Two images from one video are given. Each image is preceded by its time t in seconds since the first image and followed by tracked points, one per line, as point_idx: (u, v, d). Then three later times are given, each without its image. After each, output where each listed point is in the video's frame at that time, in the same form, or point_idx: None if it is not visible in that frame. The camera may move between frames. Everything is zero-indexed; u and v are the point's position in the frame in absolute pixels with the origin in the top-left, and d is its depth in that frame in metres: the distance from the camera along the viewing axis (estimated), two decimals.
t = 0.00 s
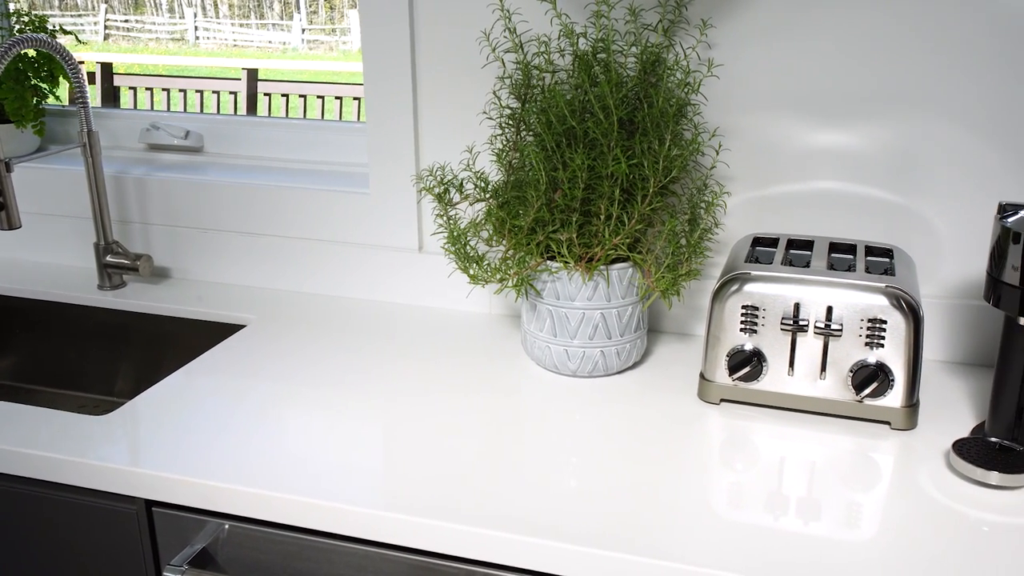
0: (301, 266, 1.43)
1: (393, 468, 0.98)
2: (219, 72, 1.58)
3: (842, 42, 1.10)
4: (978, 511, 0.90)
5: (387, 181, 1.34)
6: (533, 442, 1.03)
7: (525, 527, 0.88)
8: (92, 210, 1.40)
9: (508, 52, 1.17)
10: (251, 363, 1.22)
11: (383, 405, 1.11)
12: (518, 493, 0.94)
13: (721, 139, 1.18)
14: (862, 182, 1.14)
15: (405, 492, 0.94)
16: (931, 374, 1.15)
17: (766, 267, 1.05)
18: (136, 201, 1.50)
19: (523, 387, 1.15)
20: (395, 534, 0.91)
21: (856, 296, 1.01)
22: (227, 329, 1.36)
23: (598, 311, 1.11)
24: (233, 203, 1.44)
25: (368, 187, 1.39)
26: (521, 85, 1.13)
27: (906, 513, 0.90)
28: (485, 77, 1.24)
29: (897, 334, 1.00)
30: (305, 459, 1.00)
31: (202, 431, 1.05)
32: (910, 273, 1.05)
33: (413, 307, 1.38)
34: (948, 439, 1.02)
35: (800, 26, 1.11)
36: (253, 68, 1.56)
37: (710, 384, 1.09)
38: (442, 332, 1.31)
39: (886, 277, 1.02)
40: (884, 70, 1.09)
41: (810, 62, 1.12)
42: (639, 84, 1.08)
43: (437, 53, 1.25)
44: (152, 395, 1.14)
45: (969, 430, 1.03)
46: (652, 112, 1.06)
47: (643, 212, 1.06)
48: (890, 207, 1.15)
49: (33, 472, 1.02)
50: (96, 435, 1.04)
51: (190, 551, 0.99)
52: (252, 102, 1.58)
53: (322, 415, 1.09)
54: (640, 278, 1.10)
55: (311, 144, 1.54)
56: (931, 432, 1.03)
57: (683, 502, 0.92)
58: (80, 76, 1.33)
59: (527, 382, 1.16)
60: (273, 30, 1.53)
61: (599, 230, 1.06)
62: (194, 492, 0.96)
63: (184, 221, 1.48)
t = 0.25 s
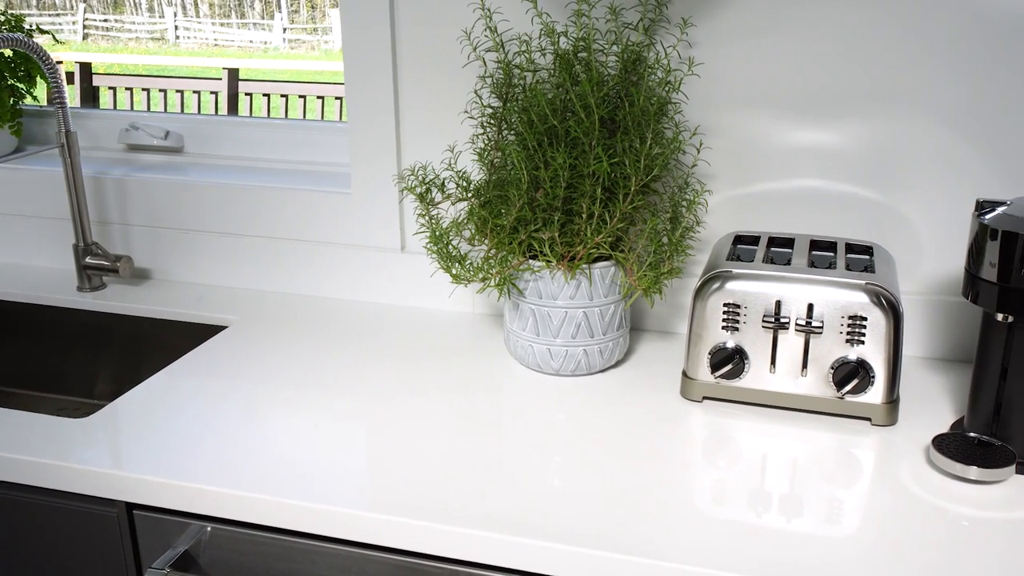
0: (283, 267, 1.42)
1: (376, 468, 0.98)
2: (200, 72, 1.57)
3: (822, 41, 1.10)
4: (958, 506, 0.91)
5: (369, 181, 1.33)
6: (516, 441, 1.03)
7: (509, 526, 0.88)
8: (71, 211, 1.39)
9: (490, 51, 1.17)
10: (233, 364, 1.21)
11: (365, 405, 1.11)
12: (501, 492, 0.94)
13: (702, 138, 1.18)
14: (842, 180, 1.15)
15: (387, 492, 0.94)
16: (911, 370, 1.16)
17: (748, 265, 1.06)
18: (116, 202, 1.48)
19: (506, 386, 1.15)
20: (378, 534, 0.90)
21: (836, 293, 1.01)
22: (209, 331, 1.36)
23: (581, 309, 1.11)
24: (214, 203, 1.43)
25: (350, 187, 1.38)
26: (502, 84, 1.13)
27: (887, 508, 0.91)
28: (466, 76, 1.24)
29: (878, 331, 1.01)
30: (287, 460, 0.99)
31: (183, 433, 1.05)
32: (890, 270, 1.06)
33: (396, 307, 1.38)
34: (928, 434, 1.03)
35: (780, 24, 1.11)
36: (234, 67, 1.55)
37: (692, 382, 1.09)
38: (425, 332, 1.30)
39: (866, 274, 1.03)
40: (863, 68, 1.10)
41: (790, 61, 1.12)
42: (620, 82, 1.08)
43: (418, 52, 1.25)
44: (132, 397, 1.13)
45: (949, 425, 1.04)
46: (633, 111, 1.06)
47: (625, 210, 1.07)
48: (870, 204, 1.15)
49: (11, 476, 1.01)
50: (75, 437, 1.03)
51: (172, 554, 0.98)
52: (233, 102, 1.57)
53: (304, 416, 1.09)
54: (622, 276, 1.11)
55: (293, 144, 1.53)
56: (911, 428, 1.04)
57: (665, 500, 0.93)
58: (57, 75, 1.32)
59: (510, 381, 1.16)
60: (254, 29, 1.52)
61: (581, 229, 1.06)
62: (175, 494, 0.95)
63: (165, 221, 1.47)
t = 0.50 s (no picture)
0: (265, 267, 1.42)
1: (358, 469, 0.98)
2: (180, 72, 1.56)
3: (802, 40, 1.11)
4: (937, 501, 0.91)
5: (350, 181, 1.33)
6: (499, 441, 1.03)
7: (492, 526, 0.88)
8: (49, 213, 1.38)
9: (470, 50, 1.16)
10: (214, 366, 1.20)
11: (348, 406, 1.11)
12: (484, 492, 0.94)
13: (683, 137, 1.18)
14: (822, 178, 1.16)
15: (370, 492, 0.93)
16: (891, 366, 1.17)
17: (729, 263, 1.06)
18: (95, 203, 1.47)
19: (488, 386, 1.15)
20: (361, 535, 0.90)
21: (817, 290, 1.02)
22: (190, 332, 1.35)
23: (563, 308, 1.11)
24: (195, 204, 1.42)
25: (331, 187, 1.38)
26: (483, 84, 1.13)
27: (867, 504, 0.91)
28: (447, 75, 1.24)
29: (858, 328, 1.01)
30: (269, 462, 0.99)
31: (164, 435, 1.04)
32: (870, 267, 1.06)
33: (378, 307, 1.38)
34: (908, 430, 1.04)
35: (760, 23, 1.11)
36: (215, 67, 1.54)
37: (675, 380, 1.10)
38: (407, 332, 1.30)
39: (846, 272, 1.03)
40: (842, 67, 1.11)
41: (770, 60, 1.13)
42: (601, 81, 1.08)
43: (399, 52, 1.25)
44: (112, 399, 1.12)
45: (928, 421, 1.05)
46: (614, 110, 1.06)
47: (607, 209, 1.07)
48: (850, 202, 1.16)
49: None
50: (54, 441, 1.02)
51: (153, 557, 0.97)
52: (214, 102, 1.56)
53: (286, 418, 1.08)
54: (604, 275, 1.11)
55: (274, 144, 1.52)
56: (891, 424, 1.05)
57: (648, 498, 0.93)
58: (34, 76, 1.31)
59: (493, 381, 1.16)
60: (234, 29, 1.51)
61: (563, 228, 1.06)
62: (156, 497, 0.95)
63: (145, 222, 1.46)
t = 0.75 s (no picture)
0: (246, 269, 1.41)
1: (341, 470, 0.97)
2: (160, 72, 1.55)
3: (782, 39, 1.11)
4: (918, 497, 0.92)
5: (332, 181, 1.32)
6: (482, 441, 1.03)
7: (475, 526, 0.88)
8: (27, 215, 1.37)
9: (451, 50, 1.16)
10: (196, 368, 1.19)
11: (330, 407, 1.10)
12: (468, 492, 0.94)
13: (664, 136, 1.18)
14: (803, 176, 1.16)
15: (353, 493, 0.93)
16: (871, 363, 1.18)
17: (710, 261, 1.07)
18: (74, 205, 1.46)
19: (471, 386, 1.15)
20: (344, 537, 0.90)
21: (798, 288, 1.02)
22: (171, 334, 1.34)
23: (546, 308, 1.11)
24: (175, 205, 1.42)
25: (313, 188, 1.37)
26: (464, 83, 1.13)
27: (849, 500, 0.92)
28: (429, 75, 1.23)
29: (838, 325, 1.02)
30: (251, 464, 0.98)
31: (144, 438, 1.03)
32: (850, 265, 1.07)
33: (360, 308, 1.37)
34: (888, 427, 1.04)
35: (740, 22, 1.12)
36: (195, 67, 1.53)
37: (657, 378, 1.10)
38: (389, 332, 1.30)
39: (827, 269, 1.04)
40: (822, 66, 1.11)
41: (750, 59, 1.13)
42: (582, 81, 1.08)
43: (380, 51, 1.24)
44: (92, 403, 1.11)
45: (908, 417, 1.05)
46: (595, 109, 1.06)
47: (588, 209, 1.07)
48: (830, 200, 1.17)
49: None
50: (32, 445, 1.01)
51: (134, 560, 0.96)
52: (194, 102, 1.55)
53: (268, 419, 1.08)
54: (586, 274, 1.11)
55: (255, 144, 1.51)
56: (872, 421, 1.05)
57: (631, 496, 0.93)
58: (11, 76, 1.30)
59: (476, 381, 1.16)
60: (215, 29, 1.50)
61: (544, 227, 1.06)
62: (137, 500, 0.94)
63: (125, 224, 1.45)
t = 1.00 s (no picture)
0: (226, 270, 1.40)
1: (323, 472, 0.97)
2: (139, 72, 1.54)
3: (761, 38, 1.12)
4: (897, 492, 0.93)
5: (312, 181, 1.32)
6: (464, 441, 1.03)
7: (458, 526, 0.88)
8: (3, 217, 1.35)
9: (431, 50, 1.16)
10: (176, 370, 1.19)
11: (311, 409, 1.10)
12: (450, 492, 0.93)
13: (644, 135, 1.19)
14: (782, 175, 1.17)
15: (335, 495, 0.93)
16: (851, 360, 1.18)
17: (691, 260, 1.07)
18: (51, 206, 1.45)
19: (453, 386, 1.15)
20: (326, 539, 0.89)
21: (777, 286, 1.03)
22: (151, 336, 1.33)
23: (527, 307, 1.11)
24: (154, 206, 1.41)
25: (293, 188, 1.37)
26: (444, 83, 1.13)
27: (829, 496, 0.93)
28: (409, 75, 1.23)
29: (818, 322, 1.02)
30: (232, 466, 0.98)
31: (123, 441, 1.02)
32: (829, 263, 1.07)
33: (341, 309, 1.37)
34: (867, 423, 1.05)
35: (720, 21, 1.12)
36: (174, 67, 1.52)
37: (638, 377, 1.10)
38: (371, 333, 1.29)
39: (806, 267, 1.04)
40: (801, 65, 1.12)
41: (730, 58, 1.13)
42: (562, 80, 1.08)
43: (359, 51, 1.24)
44: (70, 406, 1.10)
45: (887, 414, 1.06)
46: (575, 109, 1.07)
47: (569, 208, 1.07)
48: (810, 198, 1.17)
49: None
50: (9, 449, 1.00)
51: (114, 565, 0.96)
52: (173, 103, 1.54)
53: (248, 421, 1.07)
54: (567, 274, 1.11)
55: (235, 145, 1.51)
56: (851, 418, 1.06)
57: (613, 495, 0.93)
58: None
59: (457, 381, 1.16)
60: (194, 29, 1.49)
61: (525, 227, 1.06)
62: (116, 504, 0.93)
63: (103, 226, 1.44)
